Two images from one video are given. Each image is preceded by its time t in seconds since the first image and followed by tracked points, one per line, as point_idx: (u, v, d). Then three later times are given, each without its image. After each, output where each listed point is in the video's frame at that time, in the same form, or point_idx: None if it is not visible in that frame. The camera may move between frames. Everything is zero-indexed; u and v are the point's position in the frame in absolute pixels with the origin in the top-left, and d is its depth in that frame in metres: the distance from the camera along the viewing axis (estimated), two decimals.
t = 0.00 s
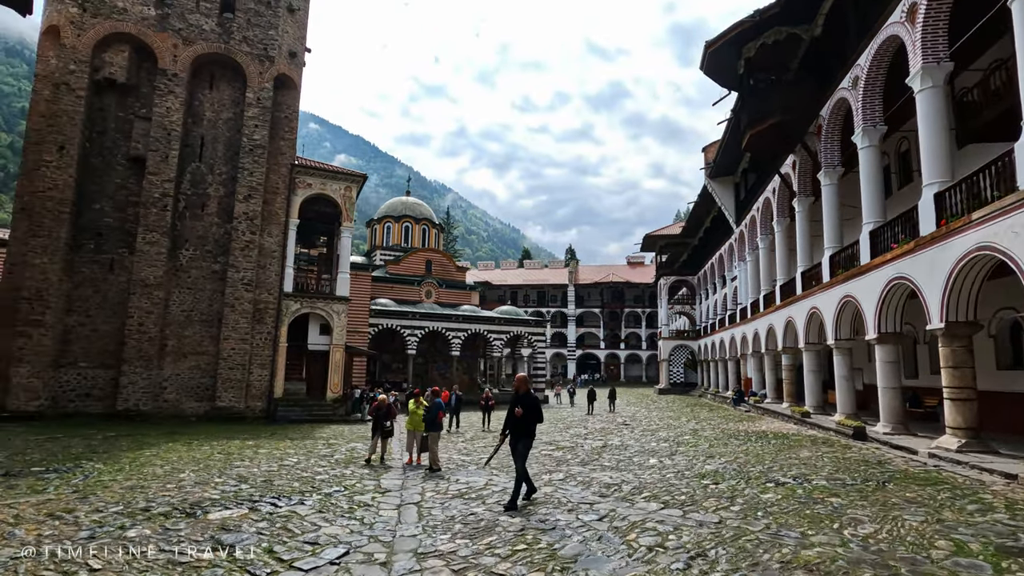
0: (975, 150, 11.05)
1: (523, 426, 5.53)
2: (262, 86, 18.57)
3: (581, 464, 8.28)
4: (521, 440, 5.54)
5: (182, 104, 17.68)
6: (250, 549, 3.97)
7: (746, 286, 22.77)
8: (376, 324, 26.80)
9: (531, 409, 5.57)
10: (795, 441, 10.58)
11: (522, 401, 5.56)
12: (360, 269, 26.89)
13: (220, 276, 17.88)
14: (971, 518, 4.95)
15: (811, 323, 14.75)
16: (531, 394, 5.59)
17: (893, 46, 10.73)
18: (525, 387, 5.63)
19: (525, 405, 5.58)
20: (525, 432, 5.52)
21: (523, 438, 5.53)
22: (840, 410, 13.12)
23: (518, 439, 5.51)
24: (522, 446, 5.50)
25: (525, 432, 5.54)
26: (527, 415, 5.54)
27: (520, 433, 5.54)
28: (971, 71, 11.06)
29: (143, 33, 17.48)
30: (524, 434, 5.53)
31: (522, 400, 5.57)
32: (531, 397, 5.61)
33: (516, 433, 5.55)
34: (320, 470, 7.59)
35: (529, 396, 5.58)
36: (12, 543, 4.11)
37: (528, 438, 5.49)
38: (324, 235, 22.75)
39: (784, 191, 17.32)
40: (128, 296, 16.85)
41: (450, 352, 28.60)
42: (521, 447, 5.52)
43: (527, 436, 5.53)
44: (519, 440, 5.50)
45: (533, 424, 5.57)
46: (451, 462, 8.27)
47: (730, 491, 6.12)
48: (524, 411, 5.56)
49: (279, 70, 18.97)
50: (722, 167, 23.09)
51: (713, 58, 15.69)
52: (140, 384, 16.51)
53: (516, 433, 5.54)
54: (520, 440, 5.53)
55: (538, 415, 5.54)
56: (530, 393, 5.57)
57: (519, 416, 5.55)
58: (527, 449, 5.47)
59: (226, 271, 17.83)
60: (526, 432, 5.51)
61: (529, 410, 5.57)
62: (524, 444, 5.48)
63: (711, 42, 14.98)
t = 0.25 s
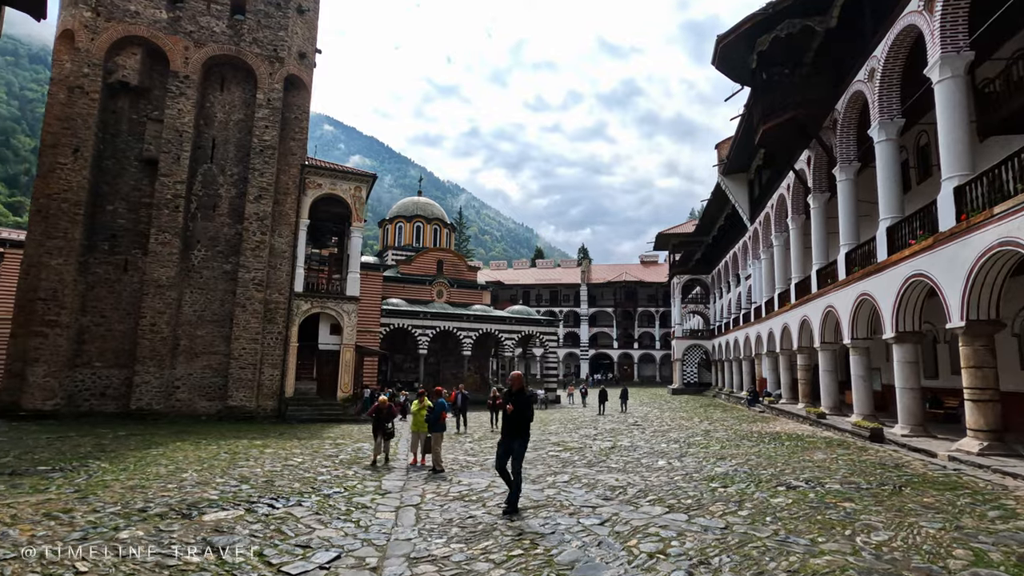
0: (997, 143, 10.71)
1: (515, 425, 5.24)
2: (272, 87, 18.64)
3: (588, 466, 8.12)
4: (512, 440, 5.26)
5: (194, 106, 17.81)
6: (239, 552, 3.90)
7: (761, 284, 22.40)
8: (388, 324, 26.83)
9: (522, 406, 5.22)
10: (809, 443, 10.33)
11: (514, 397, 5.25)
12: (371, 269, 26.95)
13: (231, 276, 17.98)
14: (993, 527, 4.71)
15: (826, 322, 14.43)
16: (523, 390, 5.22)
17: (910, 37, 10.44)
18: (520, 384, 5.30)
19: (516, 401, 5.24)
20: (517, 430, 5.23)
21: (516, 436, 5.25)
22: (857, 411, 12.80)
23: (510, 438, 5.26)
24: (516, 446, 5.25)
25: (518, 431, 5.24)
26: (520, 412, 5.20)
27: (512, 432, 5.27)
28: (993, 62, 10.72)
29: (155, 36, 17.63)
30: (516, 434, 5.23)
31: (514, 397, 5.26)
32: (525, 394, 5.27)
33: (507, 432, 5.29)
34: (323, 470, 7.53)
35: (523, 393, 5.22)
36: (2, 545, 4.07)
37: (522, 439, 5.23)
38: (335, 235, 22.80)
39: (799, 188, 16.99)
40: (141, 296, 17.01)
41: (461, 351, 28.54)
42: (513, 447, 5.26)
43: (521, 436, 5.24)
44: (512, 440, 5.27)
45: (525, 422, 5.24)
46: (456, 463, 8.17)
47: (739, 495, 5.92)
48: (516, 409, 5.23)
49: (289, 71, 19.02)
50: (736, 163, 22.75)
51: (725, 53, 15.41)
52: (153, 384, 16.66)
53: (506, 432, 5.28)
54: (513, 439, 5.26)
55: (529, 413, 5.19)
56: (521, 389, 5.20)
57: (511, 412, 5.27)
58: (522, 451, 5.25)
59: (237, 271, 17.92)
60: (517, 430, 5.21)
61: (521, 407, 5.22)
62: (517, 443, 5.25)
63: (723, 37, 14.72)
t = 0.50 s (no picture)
0: (1016, 136, 10.41)
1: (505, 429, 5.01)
2: (281, 87, 18.70)
3: (592, 467, 7.98)
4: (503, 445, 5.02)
5: (203, 107, 17.92)
6: (228, 552, 3.84)
7: (774, 282, 22.07)
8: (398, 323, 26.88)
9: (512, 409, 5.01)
10: (822, 444, 10.11)
11: (502, 400, 5.05)
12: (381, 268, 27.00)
13: (241, 276, 18.06)
14: (1012, 532, 4.50)
15: (840, 320, 14.13)
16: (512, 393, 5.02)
17: (925, 27, 10.18)
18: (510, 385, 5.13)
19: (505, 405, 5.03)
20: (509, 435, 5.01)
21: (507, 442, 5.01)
22: (872, 411, 12.51)
23: (501, 444, 5.03)
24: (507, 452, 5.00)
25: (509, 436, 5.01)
26: (509, 415, 4.99)
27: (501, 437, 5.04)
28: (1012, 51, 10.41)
29: (165, 37, 17.77)
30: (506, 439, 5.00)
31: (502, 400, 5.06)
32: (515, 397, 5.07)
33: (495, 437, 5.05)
34: (323, 469, 7.48)
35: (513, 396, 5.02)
36: None
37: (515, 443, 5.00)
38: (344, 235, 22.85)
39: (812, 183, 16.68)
40: (152, 295, 17.15)
41: (471, 351, 28.49)
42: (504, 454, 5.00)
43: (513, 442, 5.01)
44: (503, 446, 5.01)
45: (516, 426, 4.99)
46: (458, 462, 8.07)
47: (745, 497, 5.75)
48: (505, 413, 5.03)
49: (297, 71, 19.06)
50: (747, 160, 22.44)
51: (734, 48, 15.17)
52: (164, 382, 16.77)
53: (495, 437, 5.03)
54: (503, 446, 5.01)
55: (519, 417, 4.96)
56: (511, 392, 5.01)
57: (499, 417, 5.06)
58: (515, 456, 5.00)
59: (246, 271, 18.00)
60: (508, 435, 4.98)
61: (510, 410, 5.01)
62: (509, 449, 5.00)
63: (732, 31, 14.49)
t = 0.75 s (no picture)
0: None
1: (491, 434, 4.67)
2: (288, 87, 18.73)
3: (597, 469, 7.84)
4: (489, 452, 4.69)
5: (211, 108, 18.00)
6: (216, 558, 3.75)
7: (786, 281, 21.75)
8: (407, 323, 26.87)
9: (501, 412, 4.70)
10: (834, 446, 9.88)
11: (491, 403, 4.67)
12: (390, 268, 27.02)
13: (249, 276, 18.11)
14: None
15: (853, 319, 13.85)
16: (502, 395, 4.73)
17: (940, 19, 9.93)
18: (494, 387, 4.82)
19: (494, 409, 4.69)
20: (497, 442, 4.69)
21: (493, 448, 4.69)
22: (886, 413, 12.23)
23: (487, 451, 4.69)
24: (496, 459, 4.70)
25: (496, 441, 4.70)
26: (498, 420, 4.68)
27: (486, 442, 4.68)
28: None
29: (173, 39, 17.87)
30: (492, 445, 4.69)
31: (489, 403, 4.69)
32: (502, 400, 4.76)
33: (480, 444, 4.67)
34: (324, 471, 7.42)
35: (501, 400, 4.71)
36: None
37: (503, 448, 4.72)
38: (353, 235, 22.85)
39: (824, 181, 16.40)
40: (161, 295, 17.25)
41: (480, 351, 28.41)
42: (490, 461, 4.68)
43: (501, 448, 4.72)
44: (491, 452, 4.69)
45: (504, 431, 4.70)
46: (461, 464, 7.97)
47: (752, 502, 5.57)
48: (492, 416, 4.67)
49: (305, 71, 19.08)
50: (758, 158, 22.15)
51: (744, 44, 14.95)
52: (173, 382, 16.86)
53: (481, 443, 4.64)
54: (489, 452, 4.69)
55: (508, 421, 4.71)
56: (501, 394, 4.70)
57: (484, 421, 4.65)
58: (502, 461, 4.73)
59: (254, 271, 18.05)
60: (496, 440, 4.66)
61: (498, 413, 4.69)
62: (498, 455, 4.71)
63: (742, 26, 14.29)
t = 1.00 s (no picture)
0: None
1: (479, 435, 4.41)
2: (294, 87, 18.72)
3: (602, 470, 7.68)
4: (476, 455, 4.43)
5: (218, 108, 18.02)
6: (203, 560, 3.65)
7: (798, 280, 21.43)
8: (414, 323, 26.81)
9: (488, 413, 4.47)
10: (846, 448, 9.65)
11: (480, 404, 4.46)
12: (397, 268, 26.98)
13: (256, 276, 18.11)
14: None
15: (867, 318, 13.56)
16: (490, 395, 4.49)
17: (956, 9, 9.67)
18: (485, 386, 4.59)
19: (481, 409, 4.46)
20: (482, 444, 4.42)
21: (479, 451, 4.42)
22: (900, 414, 11.95)
23: (472, 455, 4.41)
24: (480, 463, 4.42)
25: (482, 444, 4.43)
26: (487, 422, 4.43)
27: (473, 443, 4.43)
28: None
29: (181, 40, 17.92)
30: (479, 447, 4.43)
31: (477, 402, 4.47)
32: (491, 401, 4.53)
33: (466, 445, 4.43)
34: (324, 471, 7.31)
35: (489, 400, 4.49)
36: None
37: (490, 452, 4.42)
38: (360, 235, 22.82)
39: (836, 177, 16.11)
40: (169, 295, 17.29)
41: (487, 350, 28.30)
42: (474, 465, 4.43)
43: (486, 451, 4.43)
44: (476, 456, 4.41)
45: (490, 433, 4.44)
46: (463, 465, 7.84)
47: (761, 505, 5.39)
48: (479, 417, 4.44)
49: (311, 71, 19.06)
50: (769, 155, 21.84)
51: (754, 38, 14.71)
52: (181, 381, 16.88)
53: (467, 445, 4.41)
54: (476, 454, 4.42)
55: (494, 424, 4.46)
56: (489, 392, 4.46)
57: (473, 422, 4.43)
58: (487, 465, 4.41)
59: (261, 271, 18.05)
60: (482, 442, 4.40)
61: (487, 414, 4.47)
62: (483, 460, 4.41)
63: (752, 21, 14.06)
